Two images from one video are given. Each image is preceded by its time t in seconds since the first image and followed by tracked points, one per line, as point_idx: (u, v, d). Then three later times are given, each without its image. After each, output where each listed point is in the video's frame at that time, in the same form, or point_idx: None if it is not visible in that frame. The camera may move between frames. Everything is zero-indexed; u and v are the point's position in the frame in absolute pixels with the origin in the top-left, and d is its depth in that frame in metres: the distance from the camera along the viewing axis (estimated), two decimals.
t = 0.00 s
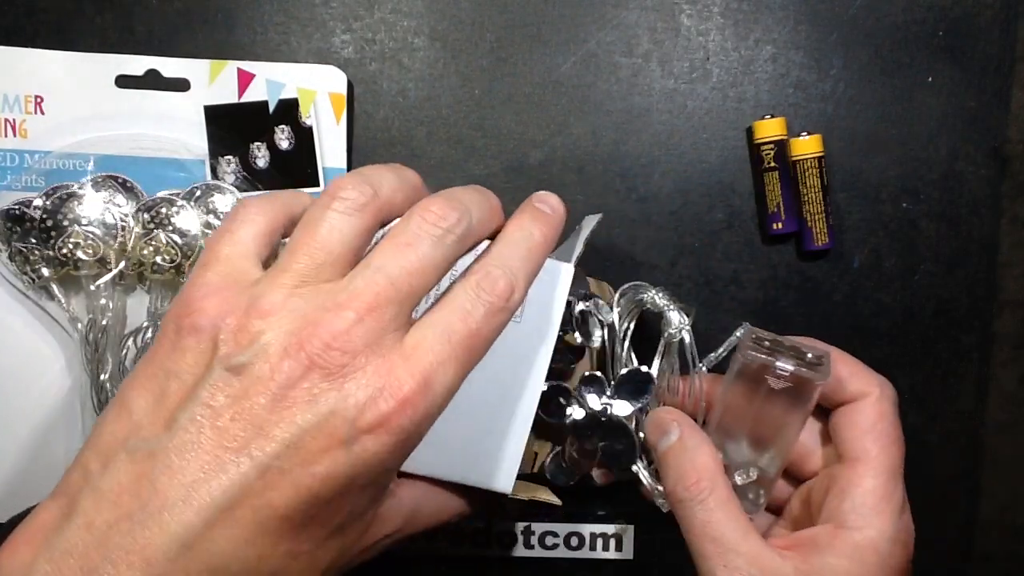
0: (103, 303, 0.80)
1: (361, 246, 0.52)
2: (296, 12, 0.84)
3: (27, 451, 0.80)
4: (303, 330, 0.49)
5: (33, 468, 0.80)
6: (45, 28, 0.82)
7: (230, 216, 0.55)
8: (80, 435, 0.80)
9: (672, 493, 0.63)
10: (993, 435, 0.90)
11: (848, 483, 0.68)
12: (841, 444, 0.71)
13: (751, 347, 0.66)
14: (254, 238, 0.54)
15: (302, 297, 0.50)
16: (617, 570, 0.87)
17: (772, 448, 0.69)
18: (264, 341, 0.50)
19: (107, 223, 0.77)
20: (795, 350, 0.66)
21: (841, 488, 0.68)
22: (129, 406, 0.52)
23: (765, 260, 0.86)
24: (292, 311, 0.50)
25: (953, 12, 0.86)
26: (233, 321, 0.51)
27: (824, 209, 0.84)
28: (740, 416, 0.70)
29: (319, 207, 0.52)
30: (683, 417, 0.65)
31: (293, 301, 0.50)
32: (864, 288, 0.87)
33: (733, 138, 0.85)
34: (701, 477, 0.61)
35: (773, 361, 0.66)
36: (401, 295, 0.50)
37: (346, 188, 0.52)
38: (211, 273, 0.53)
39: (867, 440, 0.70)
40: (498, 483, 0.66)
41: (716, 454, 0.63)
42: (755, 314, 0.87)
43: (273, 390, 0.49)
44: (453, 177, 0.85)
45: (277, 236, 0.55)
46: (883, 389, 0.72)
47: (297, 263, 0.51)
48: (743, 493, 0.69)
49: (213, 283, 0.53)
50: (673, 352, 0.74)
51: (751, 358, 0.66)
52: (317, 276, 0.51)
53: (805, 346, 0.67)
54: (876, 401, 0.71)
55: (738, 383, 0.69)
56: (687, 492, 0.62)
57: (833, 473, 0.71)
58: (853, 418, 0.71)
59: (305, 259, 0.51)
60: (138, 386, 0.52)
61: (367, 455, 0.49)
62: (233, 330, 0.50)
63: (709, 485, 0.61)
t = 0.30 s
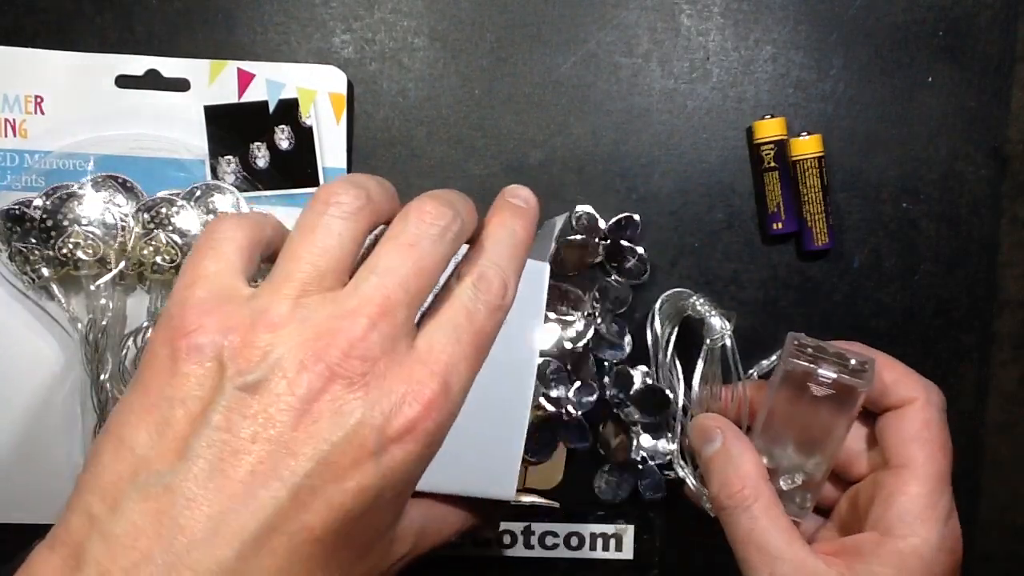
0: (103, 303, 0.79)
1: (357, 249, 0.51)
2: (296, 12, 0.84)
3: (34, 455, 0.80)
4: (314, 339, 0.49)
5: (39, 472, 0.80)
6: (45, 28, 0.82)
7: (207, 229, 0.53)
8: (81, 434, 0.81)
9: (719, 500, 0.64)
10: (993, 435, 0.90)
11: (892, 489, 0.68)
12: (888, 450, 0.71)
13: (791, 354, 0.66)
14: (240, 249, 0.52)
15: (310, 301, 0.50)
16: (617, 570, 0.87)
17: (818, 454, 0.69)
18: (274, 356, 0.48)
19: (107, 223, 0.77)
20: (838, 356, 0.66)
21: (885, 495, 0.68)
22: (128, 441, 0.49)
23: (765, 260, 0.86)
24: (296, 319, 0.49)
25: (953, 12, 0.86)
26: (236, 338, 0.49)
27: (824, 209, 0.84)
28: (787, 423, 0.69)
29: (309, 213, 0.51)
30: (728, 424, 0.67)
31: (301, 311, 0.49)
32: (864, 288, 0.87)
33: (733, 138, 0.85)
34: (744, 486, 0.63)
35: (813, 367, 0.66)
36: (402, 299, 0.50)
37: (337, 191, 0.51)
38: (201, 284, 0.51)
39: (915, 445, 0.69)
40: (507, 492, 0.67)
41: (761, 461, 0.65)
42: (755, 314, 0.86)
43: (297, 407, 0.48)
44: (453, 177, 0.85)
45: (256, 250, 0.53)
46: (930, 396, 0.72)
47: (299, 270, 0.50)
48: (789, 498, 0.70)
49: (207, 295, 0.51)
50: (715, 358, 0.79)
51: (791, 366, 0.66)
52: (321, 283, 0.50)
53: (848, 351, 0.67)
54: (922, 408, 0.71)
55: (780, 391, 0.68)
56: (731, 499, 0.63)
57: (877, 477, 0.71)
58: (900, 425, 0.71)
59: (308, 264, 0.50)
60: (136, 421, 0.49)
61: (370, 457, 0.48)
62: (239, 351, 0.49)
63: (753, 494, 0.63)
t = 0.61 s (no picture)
0: (103, 303, 0.79)
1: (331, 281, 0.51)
2: (296, 12, 0.84)
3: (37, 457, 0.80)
4: (308, 391, 0.49)
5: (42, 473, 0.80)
6: (45, 28, 0.82)
7: (149, 281, 0.51)
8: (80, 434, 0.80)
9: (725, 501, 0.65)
10: (994, 436, 0.90)
11: (903, 490, 0.68)
12: (901, 453, 0.70)
13: (794, 359, 0.66)
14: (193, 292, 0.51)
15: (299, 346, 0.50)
16: (617, 570, 0.87)
17: (832, 455, 0.68)
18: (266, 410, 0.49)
19: (107, 224, 0.77)
20: (843, 361, 0.66)
21: (898, 498, 0.68)
22: (115, 532, 0.47)
23: (765, 260, 0.86)
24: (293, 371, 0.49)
25: (953, 12, 0.86)
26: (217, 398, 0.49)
27: (824, 209, 0.84)
28: (796, 424, 0.69)
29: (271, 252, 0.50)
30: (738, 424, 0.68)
31: (286, 360, 0.49)
32: (864, 288, 0.87)
33: (733, 138, 0.85)
34: (753, 487, 0.63)
35: (819, 372, 0.66)
36: (387, 334, 0.50)
37: (293, 222, 0.50)
38: (158, 344, 0.50)
39: (929, 446, 0.69)
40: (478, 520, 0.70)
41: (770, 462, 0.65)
42: (755, 314, 0.86)
43: (305, 467, 0.48)
44: (453, 177, 0.84)
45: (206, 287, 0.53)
46: (945, 399, 0.70)
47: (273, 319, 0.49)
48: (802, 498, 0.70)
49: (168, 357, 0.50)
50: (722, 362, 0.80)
51: (795, 369, 0.66)
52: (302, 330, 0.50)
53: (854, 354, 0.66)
54: (936, 411, 0.70)
55: (789, 395, 0.68)
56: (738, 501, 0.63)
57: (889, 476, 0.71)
58: (914, 427, 0.70)
59: (285, 308, 0.49)
60: (122, 506, 0.48)
61: (383, 508, 0.51)
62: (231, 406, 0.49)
63: (762, 495, 0.63)
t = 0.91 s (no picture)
0: (103, 303, 0.79)
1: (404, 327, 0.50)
2: (296, 12, 0.84)
3: (38, 457, 0.80)
4: (386, 458, 0.50)
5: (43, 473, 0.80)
6: (45, 28, 0.82)
7: (190, 307, 0.45)
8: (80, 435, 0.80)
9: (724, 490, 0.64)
10: (994, 436, 0.90)
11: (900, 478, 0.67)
12: (898, 439, 0.70)
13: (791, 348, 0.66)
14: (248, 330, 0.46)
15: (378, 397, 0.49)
16: (617, 570, 0.87)
17: (831, 443, 0.68)
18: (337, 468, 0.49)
19: (107, 224, 0.77)
20: (841, 347, 0.65)
21: (896, 486, 0.67)
22: None
23: (765, 260, 0.86)
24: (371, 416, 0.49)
25: (953, 12, 0.86)
26: (297, 466, 0.47)
27: (824, 209, 0.84)
28: (793, 412, 0.68)
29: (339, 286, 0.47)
30: (735, 411, 0.67)
31: (363, 426, 0.48)
32: (864, 288, 0.87)
33: (733, 138, 0.85)
34: (751, 477, 0.63)
35: (816, 361, 0.65)
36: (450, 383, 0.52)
37: (378, 254, 0.48)
38: (221, 408, 0.46)
39: (925, 434, 0.68)
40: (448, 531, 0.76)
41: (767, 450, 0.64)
42: (755, 314, 0.86)
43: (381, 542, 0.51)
44: (454, 177, 0.84)
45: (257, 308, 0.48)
46: (940, 385, 0.71)
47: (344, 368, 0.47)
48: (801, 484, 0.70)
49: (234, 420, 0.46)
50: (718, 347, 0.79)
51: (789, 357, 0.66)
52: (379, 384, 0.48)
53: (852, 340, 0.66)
54: (931, 398, 0.70)
55: (786, 384, 0.67)
56: (736, 491, 0.63)
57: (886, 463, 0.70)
58: (911, 413, 0.70)
59: (362, 365, 0.47)
60: None
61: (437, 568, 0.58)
62: (315, 477, 0.48)
63: (759, 484, 0.62)
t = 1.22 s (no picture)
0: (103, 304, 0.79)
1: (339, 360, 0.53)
2: (296, 12, 0.84)
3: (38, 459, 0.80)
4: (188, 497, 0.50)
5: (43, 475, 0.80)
6: (45, 27, 0.82)
7: (64, 281, 0.51)
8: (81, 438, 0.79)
9: (719, 542, 0.64)
10: (993, 436, 0.90)
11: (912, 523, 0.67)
12: (907, 484, 0.68)
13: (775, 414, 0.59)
14: (205, 345, 0.49)
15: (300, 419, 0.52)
16: (617, 571, 0.86)
17: (834, 483, 0.63)
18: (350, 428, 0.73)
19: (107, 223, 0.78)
20: (831, 410, 0.58)
21: (908, 530, 0.67)
22: None
23: (765, 260, 0.86)
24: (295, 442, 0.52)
25: (954, 12, 0.86)
26: (127, 489, 0.50)
27: (824, 210, 0.84)
28: (778, 464, 0.63)
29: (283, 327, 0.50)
30: (727, 455, 0.65)
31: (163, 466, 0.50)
32: (864, 288, 0.87)
33: (733, 138, 0.85)
34: (747, 532, 0.62)
35: (804, 426, 0.58)
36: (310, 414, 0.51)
37: (211, 286, 0.50)
38: (157, 431, 0.50)
39: (938, 477, 0.67)
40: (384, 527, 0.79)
41: (762, 497, 0.63)
42: (755, 314, 0.86)
43: None
44: (454, 177, 0.84)
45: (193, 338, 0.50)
46: (950, 424, 0.69)
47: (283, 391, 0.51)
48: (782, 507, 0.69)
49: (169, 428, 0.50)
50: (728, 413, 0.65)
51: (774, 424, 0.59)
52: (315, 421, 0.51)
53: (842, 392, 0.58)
54: (941, 440, 0.68)
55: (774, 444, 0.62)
56: (732, 545, 0.63)
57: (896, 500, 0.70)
58: (920, 457, 0.68)
59: (169, 402, 0.49)
60: None
61: None
62: (104, 510, 0.50)
63: (758, 539, 0.62)
